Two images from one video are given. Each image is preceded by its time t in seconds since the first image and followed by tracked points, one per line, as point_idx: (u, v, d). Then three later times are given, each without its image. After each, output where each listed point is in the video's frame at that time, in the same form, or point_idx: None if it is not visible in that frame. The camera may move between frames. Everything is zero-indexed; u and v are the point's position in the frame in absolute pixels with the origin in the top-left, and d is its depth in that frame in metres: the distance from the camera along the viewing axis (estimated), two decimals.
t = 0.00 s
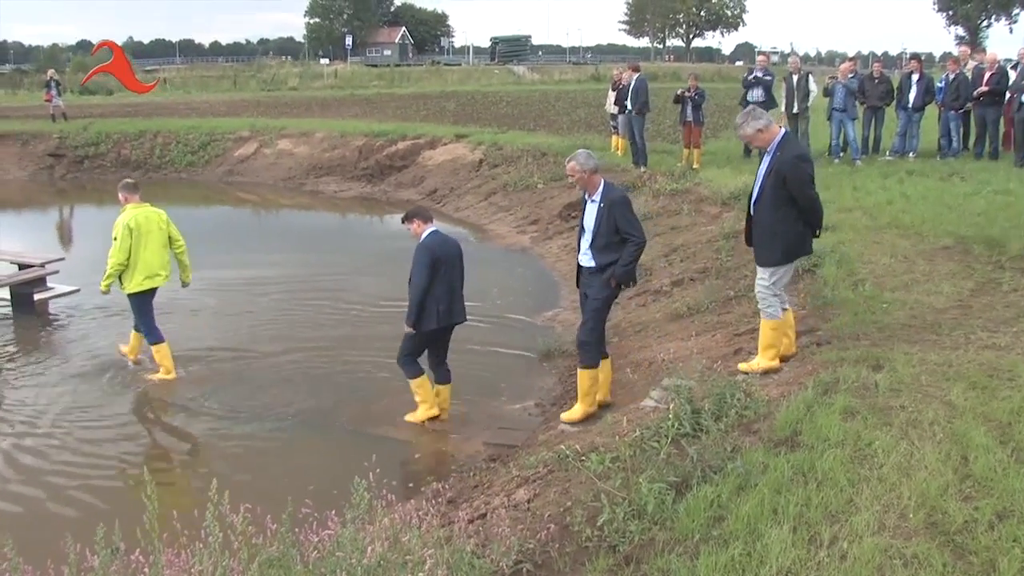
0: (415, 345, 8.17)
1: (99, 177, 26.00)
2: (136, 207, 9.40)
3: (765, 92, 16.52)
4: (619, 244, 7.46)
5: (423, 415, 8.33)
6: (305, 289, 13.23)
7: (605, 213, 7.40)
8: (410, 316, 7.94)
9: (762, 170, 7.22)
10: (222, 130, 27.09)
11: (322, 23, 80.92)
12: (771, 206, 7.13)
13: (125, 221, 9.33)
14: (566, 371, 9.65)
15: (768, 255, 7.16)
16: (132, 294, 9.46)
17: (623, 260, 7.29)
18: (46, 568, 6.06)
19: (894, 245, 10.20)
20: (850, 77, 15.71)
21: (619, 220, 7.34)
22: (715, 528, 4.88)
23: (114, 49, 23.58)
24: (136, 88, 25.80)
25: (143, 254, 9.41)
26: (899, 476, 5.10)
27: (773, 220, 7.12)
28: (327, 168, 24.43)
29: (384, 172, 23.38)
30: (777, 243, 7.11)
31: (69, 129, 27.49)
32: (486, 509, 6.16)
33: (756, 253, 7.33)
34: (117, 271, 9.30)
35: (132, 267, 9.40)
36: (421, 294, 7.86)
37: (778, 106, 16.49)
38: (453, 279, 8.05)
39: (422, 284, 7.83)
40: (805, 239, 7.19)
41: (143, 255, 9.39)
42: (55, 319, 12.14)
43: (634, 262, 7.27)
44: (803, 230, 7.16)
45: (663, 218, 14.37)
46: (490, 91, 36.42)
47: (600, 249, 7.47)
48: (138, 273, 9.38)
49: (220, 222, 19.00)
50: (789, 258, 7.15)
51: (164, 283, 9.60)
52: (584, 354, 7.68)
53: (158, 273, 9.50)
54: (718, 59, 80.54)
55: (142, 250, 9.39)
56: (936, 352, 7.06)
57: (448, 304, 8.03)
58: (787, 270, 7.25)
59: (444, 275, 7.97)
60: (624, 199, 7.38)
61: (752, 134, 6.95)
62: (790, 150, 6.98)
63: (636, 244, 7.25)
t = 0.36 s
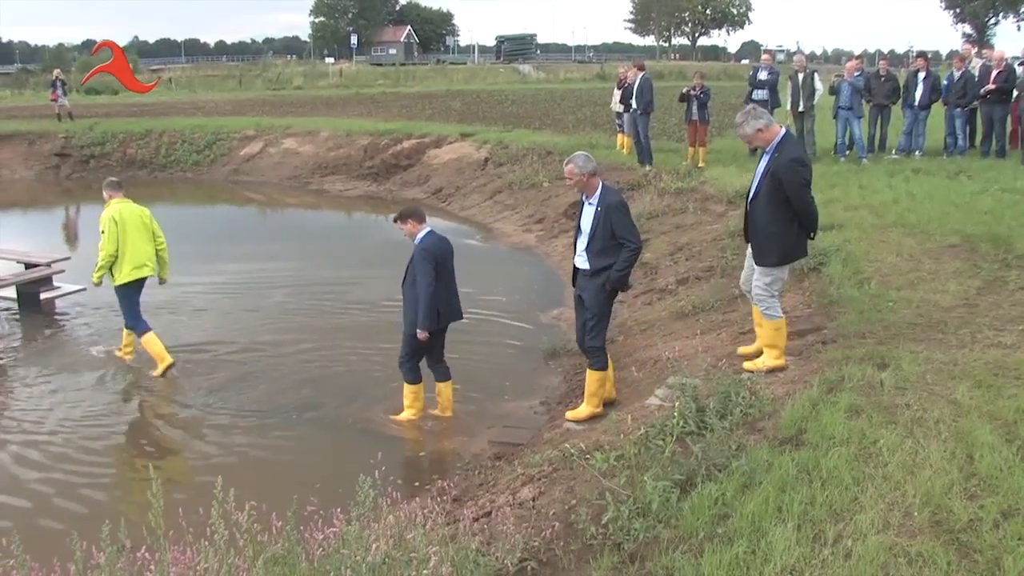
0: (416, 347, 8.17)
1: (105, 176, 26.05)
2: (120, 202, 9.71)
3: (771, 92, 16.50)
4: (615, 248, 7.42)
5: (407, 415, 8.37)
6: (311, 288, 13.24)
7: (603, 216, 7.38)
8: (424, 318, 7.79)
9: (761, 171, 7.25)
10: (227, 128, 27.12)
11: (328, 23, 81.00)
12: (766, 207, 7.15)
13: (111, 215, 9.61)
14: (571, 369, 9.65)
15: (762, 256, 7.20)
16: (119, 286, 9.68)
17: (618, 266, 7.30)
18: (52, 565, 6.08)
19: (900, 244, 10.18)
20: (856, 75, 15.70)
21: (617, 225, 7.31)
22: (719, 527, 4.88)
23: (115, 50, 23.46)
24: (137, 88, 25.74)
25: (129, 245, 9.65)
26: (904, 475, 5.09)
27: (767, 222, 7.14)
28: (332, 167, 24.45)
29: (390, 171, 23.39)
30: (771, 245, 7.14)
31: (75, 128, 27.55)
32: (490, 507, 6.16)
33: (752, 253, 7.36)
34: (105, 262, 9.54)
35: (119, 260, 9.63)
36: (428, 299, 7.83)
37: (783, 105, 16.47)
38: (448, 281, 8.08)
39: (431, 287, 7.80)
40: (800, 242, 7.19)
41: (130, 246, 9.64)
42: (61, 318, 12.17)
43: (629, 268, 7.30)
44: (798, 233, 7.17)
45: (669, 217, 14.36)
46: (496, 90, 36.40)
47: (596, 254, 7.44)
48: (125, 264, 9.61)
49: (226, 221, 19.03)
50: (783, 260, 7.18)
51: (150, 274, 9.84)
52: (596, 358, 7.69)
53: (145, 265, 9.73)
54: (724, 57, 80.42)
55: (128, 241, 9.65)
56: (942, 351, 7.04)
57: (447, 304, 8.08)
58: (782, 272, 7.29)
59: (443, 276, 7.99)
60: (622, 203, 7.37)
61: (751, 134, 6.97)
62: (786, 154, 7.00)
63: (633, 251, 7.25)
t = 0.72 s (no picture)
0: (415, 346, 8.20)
1: (110, 171, 26.10)
2: (109, 193, 10.07)
3: (778, 90, 16.54)
4: (614, 248, 7.43)
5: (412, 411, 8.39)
6: (316, 283, 13.26)
7: (601, 217, 7.39)
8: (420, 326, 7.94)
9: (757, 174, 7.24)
10: (233, 124, 27.15)
11: (334, 18, 81.04)
12: (764, 211, 7.12)
13: (102, 205, 9.96)
14: (576, 365, 9.66)
15: (759, 260, 7.18)
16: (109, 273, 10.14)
17: (615, 266, 7.30)
18: (56, 558, 6.10)
19: (905, 242, 10.17)
20: (862, 73, 15.69)
21: (615, 226, 7.32)
22: (722, 523, 4.89)
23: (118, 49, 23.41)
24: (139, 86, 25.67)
25: (119, 234, 10.09)
26: (907, 472, 5.09)
27: (765, 225, 7.13)
28: (338, 162, 24.48)
29: (395, 167, 23.40)
30: (769, 248, 7.14)
31: (80, 123, 27.59)
32: (494, 503, 6.18)
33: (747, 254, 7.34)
34: (99, 252, 9.96)
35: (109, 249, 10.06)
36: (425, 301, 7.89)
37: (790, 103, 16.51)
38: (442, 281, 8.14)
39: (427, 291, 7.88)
40: (795, 244, 7.21)
41: (120, 235, 10.08)
42: (66, 313, 12.20)
43: (627, 268, 7.28)
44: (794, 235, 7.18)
45: (673, 214, 14.36)
46: (501, 86, 36.37)
47: (596, 254, 7.46)
48: (115, 253, 10.06)
49: (231, 216, 19.06)
50: (780, 263, 7.17)
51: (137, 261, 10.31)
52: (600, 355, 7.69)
53: (133, 253, 10.20)
54: (729, 55, 80.27)
55: (118, 231, 10.06)
56: (947, 348, 7.04)
57: (442, 302, 8.15)
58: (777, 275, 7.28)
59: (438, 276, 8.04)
60: (621, 204, 7.37)
61: (749, 138, 6.94)
62: (786, 156, 6.99)
63: (631, 251, 7.25)
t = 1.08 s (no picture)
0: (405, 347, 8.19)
1: (110, 168, 26.08)
2: (92, 190, 10.06)
3: (779, 87, 16.51)
4: (607, 248, 7.49)
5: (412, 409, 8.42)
6: (316, 279, 13.25)
7: (594, 217, 7.45)
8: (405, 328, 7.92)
9: (741, 183, 7.24)
10: (233, 120, 27.14)
11: (333, 15, 81.04)
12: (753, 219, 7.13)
13: (85, 203, 9.94)
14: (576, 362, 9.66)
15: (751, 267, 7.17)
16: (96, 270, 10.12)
17: (608, 266, 7.37)
18: (57, 554, 6.10)
19: (906, 238, 10.17)
20: (862, 69, 15.68)
21: (607, 225, 7.37)
22: (723, 519, 4.89)
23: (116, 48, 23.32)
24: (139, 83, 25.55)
25: (104, 231, 10.07)
26: (908, 469, 5.09)
27: (755, 232, 7.13)
28: (337, 159, 24.46)
29: (395, 163, 23.39)
30: (761, 254, 7.14)
31: (80, 120, 27.58)
32: (494, 499, 6.18)
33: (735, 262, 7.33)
34: (84, 250, 9.93)
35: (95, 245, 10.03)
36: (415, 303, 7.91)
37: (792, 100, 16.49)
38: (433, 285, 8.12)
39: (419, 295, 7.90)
40: (782, 251, 7.25)
41: (105, 231, 10.05)
42: (66, 310, 12.20)
43: (620, 268, 7.37)
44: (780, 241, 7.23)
45: (673, 210, 14.36)
46: (501, 83, 36.34)
47: (589, 253, 7.55)
48: (100, 250, 10.04)
49: (231, 213, 19.05)
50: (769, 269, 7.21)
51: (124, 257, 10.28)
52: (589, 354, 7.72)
53: (118, 249, 10.19)
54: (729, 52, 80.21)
55: (102, 227, 10.05)
56: (947, 345, 7.04)
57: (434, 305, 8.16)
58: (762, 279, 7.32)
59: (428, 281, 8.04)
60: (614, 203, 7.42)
61: (736, 147, 6.98)
62: (771, 164, 7.05)
63: (625, 251, 7.33)
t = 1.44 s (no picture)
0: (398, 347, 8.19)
1: (125, 166, 26.18)
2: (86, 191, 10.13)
3: (794, 86, 16.43)
4: (607, 251, 7.54)
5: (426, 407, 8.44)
6: (331, 276, 13.28)
7: (594, 223, 7.49)
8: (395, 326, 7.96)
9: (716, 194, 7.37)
10: (247, 119, 27.20)
11: (348, 14, 81.21)
12: (729, 226, 7.26)
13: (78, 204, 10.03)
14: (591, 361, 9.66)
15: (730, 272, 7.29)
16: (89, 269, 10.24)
17: (608, 268, 7.43)
18: (74, 550, 6.13)
19: (921, 237, 10.12)
20: (877, 68, 15.61)
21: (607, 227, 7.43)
22: (737, 518, 4.89)
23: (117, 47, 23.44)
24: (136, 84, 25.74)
25: (96, 230, 10.18)
26: (923, 469, 5.08)
27: (732, 239, 7.26)
28: (351, 157, 24.50)
29: (409, 162, 23.41)
30: (740, 261, 7.26)
31: (96, 118, 27.70)
32: (508, 497, 6.19)
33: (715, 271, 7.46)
34: (77, 250, 10.05)
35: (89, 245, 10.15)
36: (403, 301, 7.92)
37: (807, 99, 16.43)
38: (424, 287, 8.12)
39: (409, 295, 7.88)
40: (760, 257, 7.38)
41: (97, 230, 10.17)
42: (82, 307, 12.26)
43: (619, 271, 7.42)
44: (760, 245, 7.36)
45: (687, 209, 14.34)
46: (515, 81, 36.31)
47: (591, 256, 7.58)
48: (93, 250, 10.16)
49: (246, 211, 19.10)
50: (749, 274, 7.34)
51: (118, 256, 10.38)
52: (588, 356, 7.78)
53: (112, 247, 10.32)
54: (744, 50, 79.96)
55: (94, 227, 10.16)
56: (963, 344, 7.02)
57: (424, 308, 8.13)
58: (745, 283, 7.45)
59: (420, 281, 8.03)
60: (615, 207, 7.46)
61: (705, 158, 7.09)
62: (742, 173, 7.19)
63: (626, 252, 7.37)
